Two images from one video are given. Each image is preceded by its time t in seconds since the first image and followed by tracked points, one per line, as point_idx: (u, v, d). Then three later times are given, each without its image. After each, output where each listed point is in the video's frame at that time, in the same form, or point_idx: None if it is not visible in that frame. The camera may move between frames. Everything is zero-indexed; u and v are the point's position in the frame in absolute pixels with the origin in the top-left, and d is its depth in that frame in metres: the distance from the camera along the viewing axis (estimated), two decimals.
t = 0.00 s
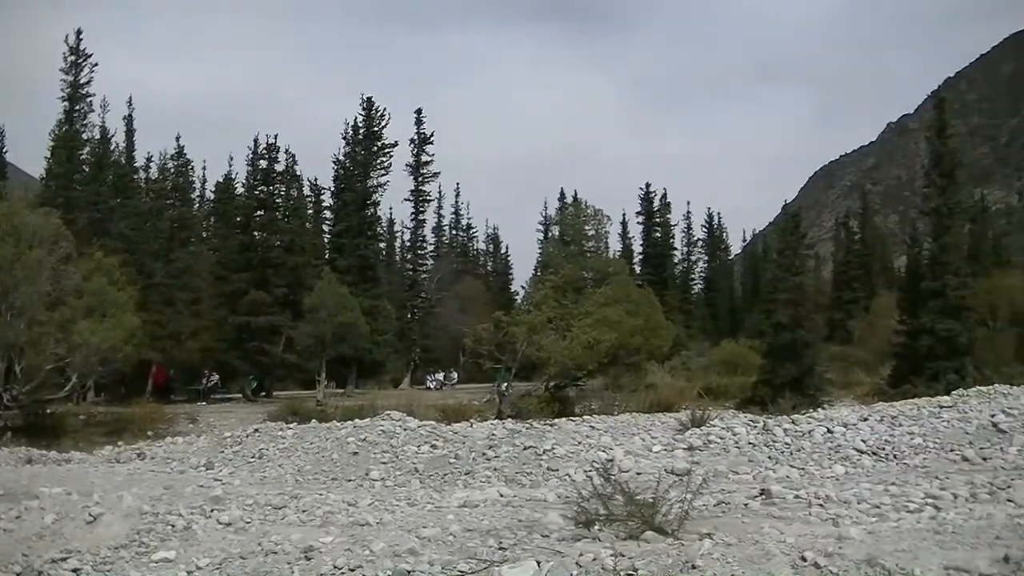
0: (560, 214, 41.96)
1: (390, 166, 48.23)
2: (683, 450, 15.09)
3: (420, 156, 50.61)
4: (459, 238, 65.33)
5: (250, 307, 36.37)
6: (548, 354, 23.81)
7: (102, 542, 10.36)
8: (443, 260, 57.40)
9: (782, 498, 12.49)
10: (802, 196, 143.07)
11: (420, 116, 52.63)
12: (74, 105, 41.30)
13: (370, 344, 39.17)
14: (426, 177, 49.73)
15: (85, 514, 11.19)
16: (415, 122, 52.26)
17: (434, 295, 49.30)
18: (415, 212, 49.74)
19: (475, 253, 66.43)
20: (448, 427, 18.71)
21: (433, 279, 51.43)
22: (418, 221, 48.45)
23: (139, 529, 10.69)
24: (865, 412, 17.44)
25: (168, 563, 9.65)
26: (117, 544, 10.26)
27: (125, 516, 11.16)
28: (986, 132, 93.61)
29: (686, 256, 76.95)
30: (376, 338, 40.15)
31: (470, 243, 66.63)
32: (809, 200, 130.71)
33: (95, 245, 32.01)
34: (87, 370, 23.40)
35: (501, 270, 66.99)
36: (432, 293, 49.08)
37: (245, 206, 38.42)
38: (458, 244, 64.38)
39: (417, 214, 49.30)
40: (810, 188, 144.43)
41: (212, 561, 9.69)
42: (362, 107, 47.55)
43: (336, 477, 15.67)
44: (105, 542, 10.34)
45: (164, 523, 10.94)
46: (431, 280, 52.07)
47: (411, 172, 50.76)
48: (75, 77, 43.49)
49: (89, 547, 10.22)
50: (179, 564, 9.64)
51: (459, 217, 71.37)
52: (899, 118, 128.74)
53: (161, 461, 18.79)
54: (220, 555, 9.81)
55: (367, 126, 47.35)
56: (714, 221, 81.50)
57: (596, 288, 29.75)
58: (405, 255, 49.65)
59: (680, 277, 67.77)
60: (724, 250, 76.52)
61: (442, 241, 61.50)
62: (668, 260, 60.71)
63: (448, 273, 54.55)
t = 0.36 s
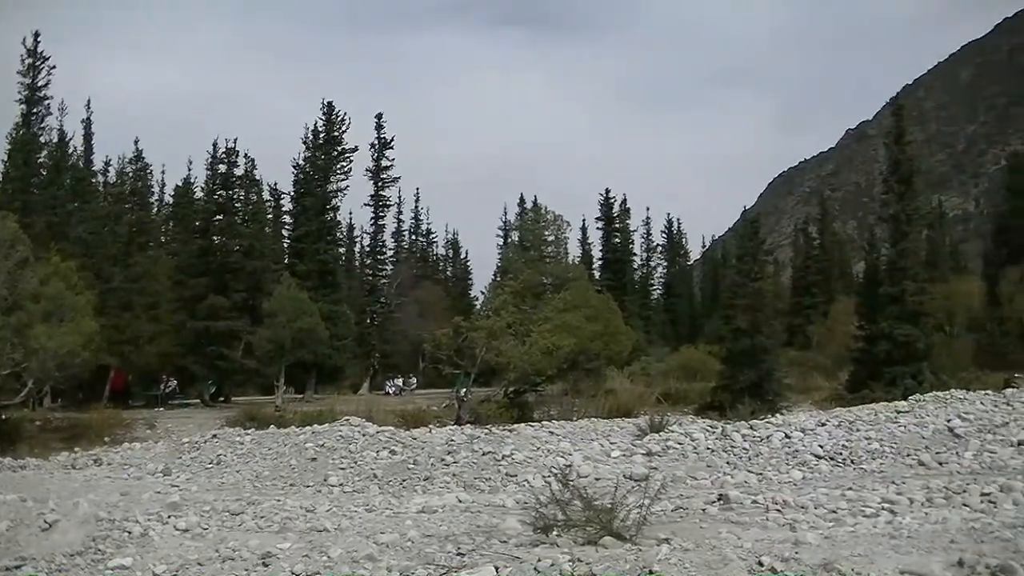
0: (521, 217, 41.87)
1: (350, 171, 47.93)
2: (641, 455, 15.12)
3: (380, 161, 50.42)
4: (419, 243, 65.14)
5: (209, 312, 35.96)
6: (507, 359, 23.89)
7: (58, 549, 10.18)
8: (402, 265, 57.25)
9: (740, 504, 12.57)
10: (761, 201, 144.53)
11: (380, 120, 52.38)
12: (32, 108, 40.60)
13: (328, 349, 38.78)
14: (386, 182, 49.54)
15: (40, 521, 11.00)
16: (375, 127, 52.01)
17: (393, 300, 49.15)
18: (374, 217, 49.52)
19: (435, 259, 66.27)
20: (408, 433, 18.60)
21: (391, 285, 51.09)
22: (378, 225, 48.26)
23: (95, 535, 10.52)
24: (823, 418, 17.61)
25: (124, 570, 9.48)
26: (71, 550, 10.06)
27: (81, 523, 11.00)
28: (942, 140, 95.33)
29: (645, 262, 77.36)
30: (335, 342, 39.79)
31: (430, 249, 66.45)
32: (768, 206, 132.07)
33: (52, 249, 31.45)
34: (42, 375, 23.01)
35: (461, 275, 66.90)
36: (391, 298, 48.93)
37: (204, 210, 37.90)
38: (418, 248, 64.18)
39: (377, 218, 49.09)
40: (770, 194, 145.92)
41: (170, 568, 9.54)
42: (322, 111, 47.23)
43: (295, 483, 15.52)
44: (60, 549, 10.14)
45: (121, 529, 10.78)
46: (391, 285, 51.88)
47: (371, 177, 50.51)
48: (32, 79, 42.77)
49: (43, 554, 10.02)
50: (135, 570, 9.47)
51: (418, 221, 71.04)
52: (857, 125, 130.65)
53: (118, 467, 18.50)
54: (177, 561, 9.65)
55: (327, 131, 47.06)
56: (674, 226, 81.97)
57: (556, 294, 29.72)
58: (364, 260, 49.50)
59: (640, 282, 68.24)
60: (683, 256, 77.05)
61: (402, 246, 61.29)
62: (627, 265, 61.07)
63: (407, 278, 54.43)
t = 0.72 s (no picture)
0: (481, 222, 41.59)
1: (309, 179, 47.64)
2: (600, 464, 15.16)
3: (339, 170, 50.26)
4: (379, 251, 64.83)
5: (167, 320, 35.62)
6: (466, 366, 23.65)
7: (13, 559, 9.97)
8: (361, 274, 57.01)
9: (698, 511, 12.62)
10: (721, 210, 145.94)
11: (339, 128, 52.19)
12: None
13: (285, 357, 38.32)
14: (344, 191, 49.39)
15: None
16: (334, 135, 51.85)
17: (351, 310, 48.97)
18: (333, 225, 49.27)
19: (394, 267, 65.96)
20: (367, 441, 18.45)
21: (349, 294, 50.82)
22: (336, 234, 48.05)
23: (50, 546, 10.34)
24: (781, 426, 17.77)
25: None
26: (25, 561, 9.84)
27: (36, 533, 10.82)
28: (898, 150, 97.00)
29: (605, 270, 77.68)
30: (293, 351, 39.43)
31: (389, 257, 66.13)
32: (727, 214, 133.40)
33: (7, 255, 30.85)
34: None
35: (420, 283, 66.71)
36: (348, 308, 48.77)
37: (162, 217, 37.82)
38: (377, 257, 63.86)
39: (335, 226, 48.87)
40: (729, 202, 147.29)
41: None
42: (281, 120, 47.01)
43: (253, 491, 15.33)
44: (13, 559, 9.91)
45: (77, 539, 10.61)
46: (348, 294, 51.59)
47: (330, 185, 50.30)
48: None
49: None
50: None
51: (377, 230, 70.71)
52: (815, 135, 132.55)
53: (74, 476, 18.17)
54: (134, 571, 9.50)
55: (286, 139, 46.81)
56: (633, 235, 82.39)
57: (516, 303, 29.87)
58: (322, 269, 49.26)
59: (599, 291, 68.57)
60: (643, 263, 77.47)
61: (360, 254, 60.98)
62: (585, 274, 61.31)
63: (365, 287, 54.34)
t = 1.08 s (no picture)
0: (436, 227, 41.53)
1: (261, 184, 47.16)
2: (550, 470, 15.22)
3: (291, 174, 49.99)
4: (330, 257, 64.52)
5: (116, 325, 35.35)
6: (416, 373, 23.76)
7: None
8: (312, 279, 56.76)
9: (647, 518, 12.71)
10: (674, 217, 147.40)
11: (291, 133, 51.87)
12: None
13: (235, 363, 37.91)
14: (297, 196, 49.13)
15: None
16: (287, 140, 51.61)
17: (302, 316, 48.75)
18: (285, 231, 48.98)
19: (345, 273, 65.62)
20: (316, 447, 18.33)
21: (299, 299, 50.44)
22: (288, 239, 47.78)
23: None
24: (730, 433, 17.98)
25: None
26: None
27: None
28: (849, 159, 98.77)
29: (556, 277, 78.09)
30: (243, 356, 39.04)
31: (340, 262, 65.78)
32: (680, 221, 134.77)
33: None
34: None
35: (371, 289, 66.46)
36: (299, 314, 48.56)
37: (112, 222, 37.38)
38: (329, 262, 63.52)
39: (287, 232, 48.57)
40: (681, 210, 148.77)
41: None
42: (233, 124, 46.60)
43: (202, 498, 15.15)
44: None
45: (21, 547, 10.42)
46: (301, 299, 51.36)
47: (282, 190, 49.96)
48: None
49: None
50: None
51: (329, 235, 70.20)
52: (767, 143, 134.57)
53: (17, 483, 17.79)
54: None
55: (238, 143, 46.35)
56: (585, 242, 82.78)
57: (466, 309, 29.43)
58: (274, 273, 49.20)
59: (551, 299, 68.94)
60: (595, 270, 77.97)
61: (312, 259, 60.62)
62: (536, 280, 61.53)
63: (316, 293, 54.16)
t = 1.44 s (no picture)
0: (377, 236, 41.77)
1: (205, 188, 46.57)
2: (494, 478, 15.27)
3: (237, 179, 49.58)
4: (276, 262, 63.97)
5: (58, 329, 34.29)
6: (360, 380, 23.64)
7: None
8: (257, 285, 56.32)
9: (590, 527, 12.81)
10: (621, 225, 148.56)
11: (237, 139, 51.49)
12: None
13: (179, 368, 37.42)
14: (242, 201, 48.75)
15: None
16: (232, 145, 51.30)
17: (246, 321, 48.36)
18: (230, 235, 48.58)
19: (290, 278, 65.12)
20: (260, 453, 18.19)
21: (243, 304, 49.98)
22: (233, 244, 47.42)
23: None
24: (674, 442, 18.20)
25: None
26: None
27: None
28: (794, 170, 100.56)
29: (501, 285, 78.31)
30: (187, 362, 38.57)
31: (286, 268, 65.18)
32: (627, 230, 135.94)
33: None
34: None
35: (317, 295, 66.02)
36: (244, 319, 48.15)
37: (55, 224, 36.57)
38: (274, 267, 62.99)
39: (232, 237, 48.17)
40: (628, 218, 150.08)
41: None
42: (178, 127, 46.06)
43: (144, 505, 14.91)
44: None
45: None
46: (246, 304, 51.01)
47: (227, 196, 49.57)
48: None
49: None
50: None
51: (275, 241, 69.67)
52: (714, 153, 136.37)
53: None
54: None
55: (183, 147, 45.72)
56: (530, 250, 83.19)
57: (412, 317, 28.98)
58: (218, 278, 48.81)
59: (497, 306, 69.17)
60: (541, 278, 78.38)
61: (257, 265, 60.08)
62: (483, 288, 61.61)
63: (261, 298, 53.77)
